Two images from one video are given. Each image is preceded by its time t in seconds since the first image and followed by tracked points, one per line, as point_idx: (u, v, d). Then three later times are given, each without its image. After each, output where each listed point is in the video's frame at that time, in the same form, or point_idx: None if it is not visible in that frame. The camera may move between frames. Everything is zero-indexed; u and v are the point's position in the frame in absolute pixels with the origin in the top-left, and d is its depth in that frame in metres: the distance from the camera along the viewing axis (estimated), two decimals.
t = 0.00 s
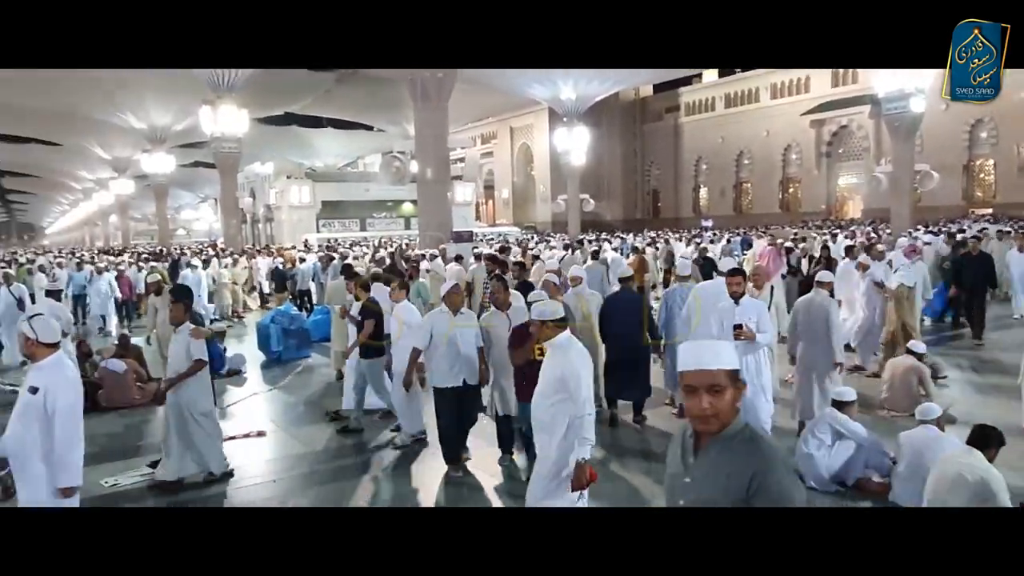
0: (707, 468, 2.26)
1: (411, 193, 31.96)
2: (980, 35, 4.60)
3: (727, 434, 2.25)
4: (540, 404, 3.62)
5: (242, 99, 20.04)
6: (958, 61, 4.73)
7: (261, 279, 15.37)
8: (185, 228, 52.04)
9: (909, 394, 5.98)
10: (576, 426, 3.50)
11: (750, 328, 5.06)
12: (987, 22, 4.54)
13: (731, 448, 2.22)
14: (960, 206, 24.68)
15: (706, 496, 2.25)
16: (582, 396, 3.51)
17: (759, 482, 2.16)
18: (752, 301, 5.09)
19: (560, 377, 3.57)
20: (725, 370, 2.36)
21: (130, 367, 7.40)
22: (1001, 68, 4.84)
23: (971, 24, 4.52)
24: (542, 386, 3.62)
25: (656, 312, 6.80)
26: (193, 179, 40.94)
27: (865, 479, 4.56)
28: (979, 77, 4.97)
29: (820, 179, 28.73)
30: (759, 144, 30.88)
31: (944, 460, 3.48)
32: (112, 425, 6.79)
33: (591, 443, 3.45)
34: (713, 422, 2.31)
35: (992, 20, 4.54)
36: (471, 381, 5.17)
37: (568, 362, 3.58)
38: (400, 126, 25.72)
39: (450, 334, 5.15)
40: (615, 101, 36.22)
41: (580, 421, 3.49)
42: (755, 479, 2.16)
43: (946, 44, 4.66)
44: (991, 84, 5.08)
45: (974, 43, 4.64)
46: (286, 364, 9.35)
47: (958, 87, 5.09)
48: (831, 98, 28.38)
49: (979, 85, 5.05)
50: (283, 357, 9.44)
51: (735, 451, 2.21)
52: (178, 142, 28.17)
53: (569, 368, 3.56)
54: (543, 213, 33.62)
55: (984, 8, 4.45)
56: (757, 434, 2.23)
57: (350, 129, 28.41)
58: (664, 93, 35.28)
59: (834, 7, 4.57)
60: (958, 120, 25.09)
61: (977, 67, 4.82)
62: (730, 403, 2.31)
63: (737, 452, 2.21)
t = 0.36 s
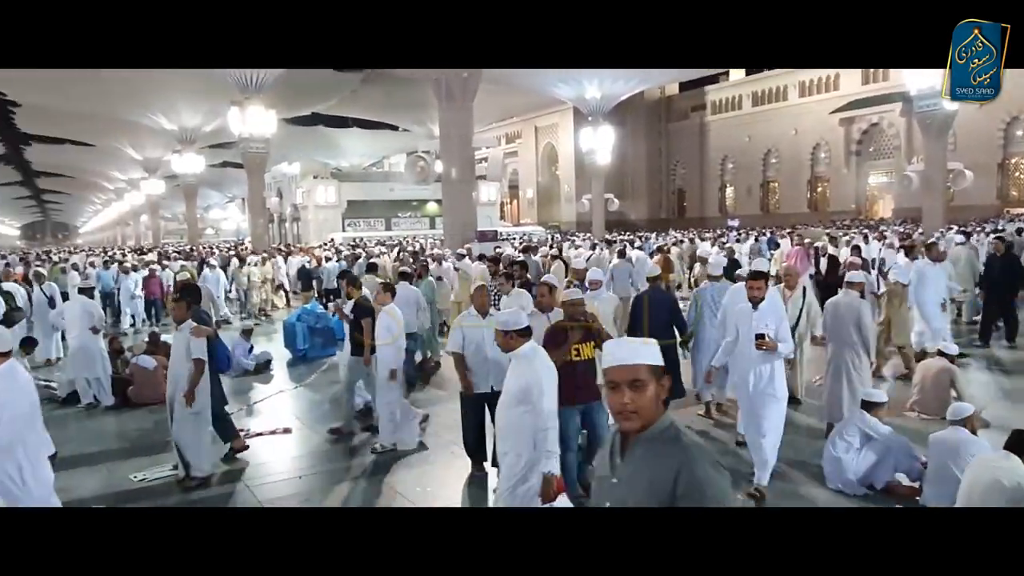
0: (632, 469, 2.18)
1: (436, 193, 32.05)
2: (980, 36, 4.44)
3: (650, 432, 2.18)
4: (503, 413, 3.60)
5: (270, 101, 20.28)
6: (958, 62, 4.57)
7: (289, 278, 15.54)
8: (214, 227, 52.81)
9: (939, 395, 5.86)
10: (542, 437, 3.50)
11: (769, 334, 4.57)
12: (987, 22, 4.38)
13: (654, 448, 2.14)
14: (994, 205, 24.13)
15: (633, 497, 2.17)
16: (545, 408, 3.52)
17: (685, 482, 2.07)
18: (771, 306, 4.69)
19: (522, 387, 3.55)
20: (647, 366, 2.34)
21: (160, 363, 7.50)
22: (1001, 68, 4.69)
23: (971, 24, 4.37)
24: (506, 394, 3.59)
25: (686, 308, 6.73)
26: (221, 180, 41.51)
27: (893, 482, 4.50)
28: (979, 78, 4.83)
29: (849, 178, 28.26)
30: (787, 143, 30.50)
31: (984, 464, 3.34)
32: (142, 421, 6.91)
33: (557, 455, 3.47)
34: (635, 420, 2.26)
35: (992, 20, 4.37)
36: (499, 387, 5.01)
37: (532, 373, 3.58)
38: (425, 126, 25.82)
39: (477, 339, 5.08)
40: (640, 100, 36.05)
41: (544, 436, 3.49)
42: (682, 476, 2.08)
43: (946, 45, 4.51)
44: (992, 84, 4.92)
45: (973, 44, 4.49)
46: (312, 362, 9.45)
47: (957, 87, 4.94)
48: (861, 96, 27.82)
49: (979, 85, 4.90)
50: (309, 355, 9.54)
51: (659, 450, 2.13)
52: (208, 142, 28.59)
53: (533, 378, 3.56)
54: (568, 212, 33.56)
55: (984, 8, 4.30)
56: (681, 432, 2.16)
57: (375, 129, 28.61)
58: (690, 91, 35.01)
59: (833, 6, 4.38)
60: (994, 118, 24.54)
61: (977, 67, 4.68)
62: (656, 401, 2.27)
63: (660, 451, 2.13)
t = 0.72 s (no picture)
0: (570, 485, 2.10)
1: (448, 194, 32.08)
2: (980, 36, 4.40)
3: (585, 446, 2.12)
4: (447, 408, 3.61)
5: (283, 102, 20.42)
6: (958, 62, 4.53)
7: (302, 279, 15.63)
8: (228, 228, 53.14)
9: (955, 396, 5.79)
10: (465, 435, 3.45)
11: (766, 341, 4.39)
12: (987, 22, 4.35)
13: (590, 461, 2.09)
14: (1012, 206, 23.84)
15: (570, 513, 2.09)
16: (478, 406, 3.48)
17: (622, 498, 2.00)
18: (775, 310, 4.43)
19: (465, 383, 3.55)
20: (583, 375, 2.22)
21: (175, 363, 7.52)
22: (1001, 68, 4.63)
23: (971, 24, 4.34)
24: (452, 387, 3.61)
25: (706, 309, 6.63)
26: (235, 181, 41.78)
27: (909, 485, 4.45)
28: (979, 78, 4.76)
29: (864, 179, 28.01)
30: (801, 144, 30.29)
31: (1001, 467, 3.15)
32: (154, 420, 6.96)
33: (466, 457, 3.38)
34: (563, 431, 2.17)
35: (992, 20, 4.34)
36: (526, 396, 4.68)
37: (476, 369, 3.55)
38: (437, 127, 25.84)
39: (510, 340, 4.81)
40: (653, 100, 35.94)
41: (466, 432, 3.43)
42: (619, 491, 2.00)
43: (946, 44, 4.47)
44: (991, 84, 4.86)
45: (973, 44, 4.44)
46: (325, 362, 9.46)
47: (956, 88, 4.88)
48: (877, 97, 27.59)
49: (979, 85, 4.84)
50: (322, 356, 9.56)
51: (597, 463, 2.07)
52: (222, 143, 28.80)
53: (474, 376, 3.54)
54: (581, 213, 33.52)
55: (984, 8, 4.27)
56: (621, 447, 2.10)
57: (388, 129, 28.69)
58: (703, 92, 34.85)
59: (831, 6, 4.36)
60: (1011, 118, 24.25)
61: (977, 67, 4.62)
62: (591, 414, 2.17)
63: (596, 466, 2.07)
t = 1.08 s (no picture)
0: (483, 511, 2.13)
1: (451, 195, 32.08)
2: (980, 36, 4.39)
3: (495, 473, 2.12)
4: (386, 417, 3.63)
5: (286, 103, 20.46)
6: (958, 62, 4.51)
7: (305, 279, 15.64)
8: (232, 229, 53.21)
9: (961, 398, 5.74)
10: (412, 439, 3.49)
11: (751, 345, 4.22)
12: (986, 22, 4.33)
13: (502, 487, 2.10)
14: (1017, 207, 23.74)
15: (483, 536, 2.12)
16: (417, 408, 3.49)
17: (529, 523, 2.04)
18: (761, 313, 4.26)
19: (400, 389, 3.56)
20: (490, 407, 2.17)
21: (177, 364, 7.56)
22: (1002, 67, 4.61)
23: (971, 24, 4.32)
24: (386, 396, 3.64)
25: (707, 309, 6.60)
26: (239, 181, 41.85)
27: (913, 487, 4.43)
28: (979, 77, 4.74)
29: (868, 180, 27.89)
30: (805, 145, 30.24)
31: (1004, 466, 3.12)
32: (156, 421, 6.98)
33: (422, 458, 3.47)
34: (471, 461, 2.15)
35: (992, 20, 4.33)
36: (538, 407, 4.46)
37: (410, 372, 3.56)
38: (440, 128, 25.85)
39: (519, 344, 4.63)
40: (657, 101, 35.97)
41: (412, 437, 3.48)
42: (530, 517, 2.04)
43: (946, 45, 4.46)
44: (991, 84, 4.84)
45: (973, 44, 4.43)
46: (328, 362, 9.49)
47: (957, 88, 4.86)
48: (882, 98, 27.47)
49: (979, 85, 4.82)
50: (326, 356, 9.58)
51: (508, 489, 2.09)
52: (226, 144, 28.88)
53: (408, 379, 3.55)
54: (584, 214, 33.49)
55: (984, 8, 4.26)
56: (529, 468, 2.13)
57: (391, 130, 28.68)
58: (706, 92, 34.85)
59: (831, 5, 4.36)
60: (1016, 118, 24.13)
61: (977, 67, 4.60)
62: (499, 446, 2.14)
63: (507, 493, 2.09)
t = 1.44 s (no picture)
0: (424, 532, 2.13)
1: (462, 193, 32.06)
2: (980, 36, 4.37)
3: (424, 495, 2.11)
4: (330, 424, 3.62)
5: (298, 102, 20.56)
6: (958, 62, 4.49)
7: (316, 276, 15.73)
8: (244, 225, 53.44)
9: (973, 400, 5.72)
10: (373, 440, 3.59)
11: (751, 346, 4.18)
12: (987, 22, 4.32)
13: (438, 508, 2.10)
14: None
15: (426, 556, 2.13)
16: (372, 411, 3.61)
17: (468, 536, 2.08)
18: (763, 314, 4.22)
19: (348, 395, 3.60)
20: (403, 437, 2.11)
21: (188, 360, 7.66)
22: (1002, 68, 4.55)
23: (971, 24, 4.32)
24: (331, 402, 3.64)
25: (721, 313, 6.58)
26: (252, 179, 42.04)
27: (925, 486, 4.43)
28: (979, 78, 4.66)
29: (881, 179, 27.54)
30: (818, 143, 30.06)
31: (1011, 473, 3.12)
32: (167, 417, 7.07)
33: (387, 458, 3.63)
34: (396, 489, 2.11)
35: (992, 20, 4.31)
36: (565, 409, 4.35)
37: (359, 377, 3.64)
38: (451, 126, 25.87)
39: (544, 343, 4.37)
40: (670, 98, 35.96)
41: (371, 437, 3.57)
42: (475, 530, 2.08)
43: (946, 45, 4.45)
44: (992, 85, 4.76)
45: (974, 44, 4.41)
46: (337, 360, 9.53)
47: (957, 88, 4.77)
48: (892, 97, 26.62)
49: (979, 86, 4.72)
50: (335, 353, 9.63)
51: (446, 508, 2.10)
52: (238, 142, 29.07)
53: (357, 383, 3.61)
54: (594, 212, 33.40)
55: (985, 8, 4.25)
56: (457, 479, 2.14)
57: (402, 128, 28.76)
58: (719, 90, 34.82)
59: (832, 5, 4.36)
60: None
61: (977, 67, 4.55)
62: (423, 470, 2.12)
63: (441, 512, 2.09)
